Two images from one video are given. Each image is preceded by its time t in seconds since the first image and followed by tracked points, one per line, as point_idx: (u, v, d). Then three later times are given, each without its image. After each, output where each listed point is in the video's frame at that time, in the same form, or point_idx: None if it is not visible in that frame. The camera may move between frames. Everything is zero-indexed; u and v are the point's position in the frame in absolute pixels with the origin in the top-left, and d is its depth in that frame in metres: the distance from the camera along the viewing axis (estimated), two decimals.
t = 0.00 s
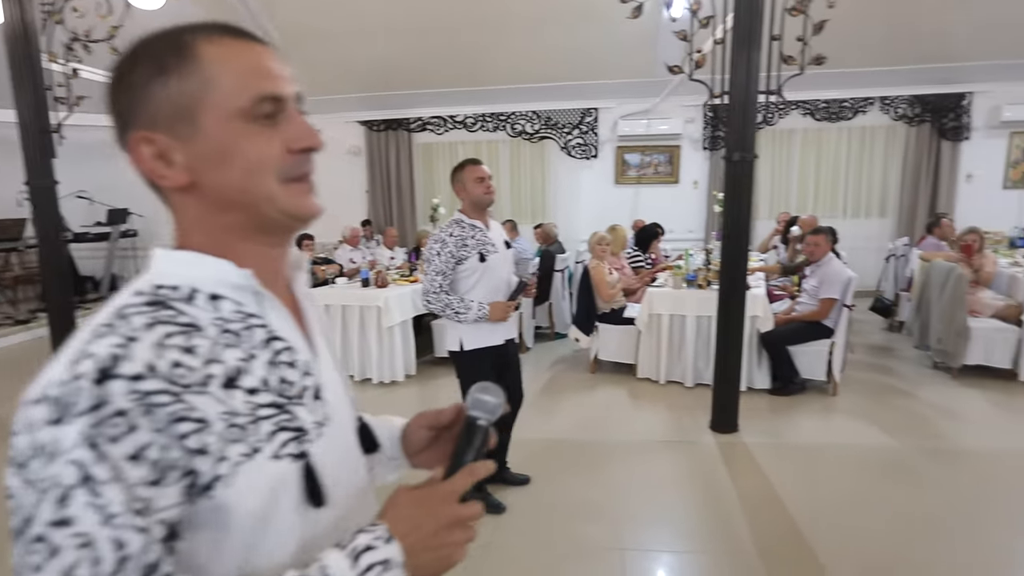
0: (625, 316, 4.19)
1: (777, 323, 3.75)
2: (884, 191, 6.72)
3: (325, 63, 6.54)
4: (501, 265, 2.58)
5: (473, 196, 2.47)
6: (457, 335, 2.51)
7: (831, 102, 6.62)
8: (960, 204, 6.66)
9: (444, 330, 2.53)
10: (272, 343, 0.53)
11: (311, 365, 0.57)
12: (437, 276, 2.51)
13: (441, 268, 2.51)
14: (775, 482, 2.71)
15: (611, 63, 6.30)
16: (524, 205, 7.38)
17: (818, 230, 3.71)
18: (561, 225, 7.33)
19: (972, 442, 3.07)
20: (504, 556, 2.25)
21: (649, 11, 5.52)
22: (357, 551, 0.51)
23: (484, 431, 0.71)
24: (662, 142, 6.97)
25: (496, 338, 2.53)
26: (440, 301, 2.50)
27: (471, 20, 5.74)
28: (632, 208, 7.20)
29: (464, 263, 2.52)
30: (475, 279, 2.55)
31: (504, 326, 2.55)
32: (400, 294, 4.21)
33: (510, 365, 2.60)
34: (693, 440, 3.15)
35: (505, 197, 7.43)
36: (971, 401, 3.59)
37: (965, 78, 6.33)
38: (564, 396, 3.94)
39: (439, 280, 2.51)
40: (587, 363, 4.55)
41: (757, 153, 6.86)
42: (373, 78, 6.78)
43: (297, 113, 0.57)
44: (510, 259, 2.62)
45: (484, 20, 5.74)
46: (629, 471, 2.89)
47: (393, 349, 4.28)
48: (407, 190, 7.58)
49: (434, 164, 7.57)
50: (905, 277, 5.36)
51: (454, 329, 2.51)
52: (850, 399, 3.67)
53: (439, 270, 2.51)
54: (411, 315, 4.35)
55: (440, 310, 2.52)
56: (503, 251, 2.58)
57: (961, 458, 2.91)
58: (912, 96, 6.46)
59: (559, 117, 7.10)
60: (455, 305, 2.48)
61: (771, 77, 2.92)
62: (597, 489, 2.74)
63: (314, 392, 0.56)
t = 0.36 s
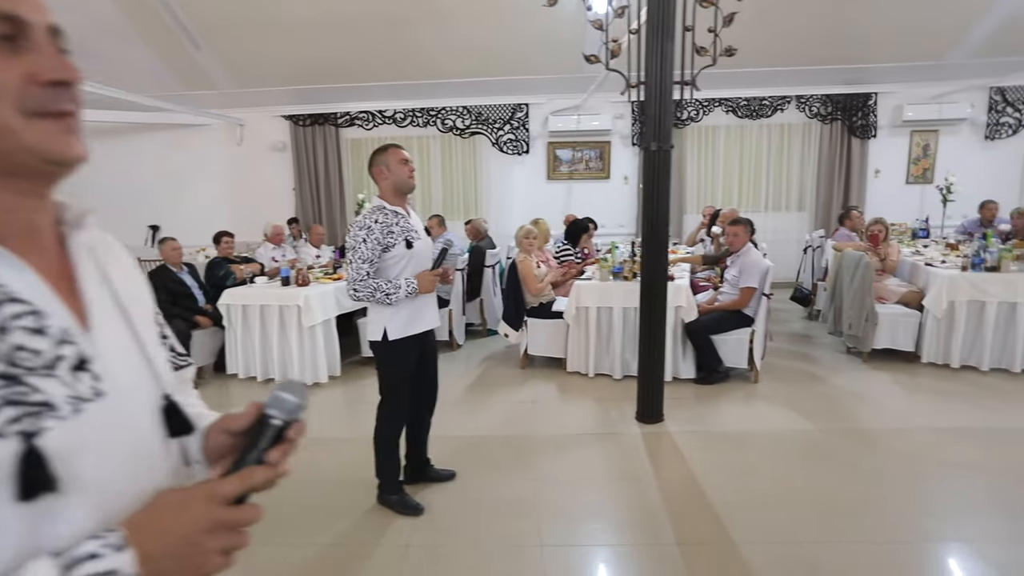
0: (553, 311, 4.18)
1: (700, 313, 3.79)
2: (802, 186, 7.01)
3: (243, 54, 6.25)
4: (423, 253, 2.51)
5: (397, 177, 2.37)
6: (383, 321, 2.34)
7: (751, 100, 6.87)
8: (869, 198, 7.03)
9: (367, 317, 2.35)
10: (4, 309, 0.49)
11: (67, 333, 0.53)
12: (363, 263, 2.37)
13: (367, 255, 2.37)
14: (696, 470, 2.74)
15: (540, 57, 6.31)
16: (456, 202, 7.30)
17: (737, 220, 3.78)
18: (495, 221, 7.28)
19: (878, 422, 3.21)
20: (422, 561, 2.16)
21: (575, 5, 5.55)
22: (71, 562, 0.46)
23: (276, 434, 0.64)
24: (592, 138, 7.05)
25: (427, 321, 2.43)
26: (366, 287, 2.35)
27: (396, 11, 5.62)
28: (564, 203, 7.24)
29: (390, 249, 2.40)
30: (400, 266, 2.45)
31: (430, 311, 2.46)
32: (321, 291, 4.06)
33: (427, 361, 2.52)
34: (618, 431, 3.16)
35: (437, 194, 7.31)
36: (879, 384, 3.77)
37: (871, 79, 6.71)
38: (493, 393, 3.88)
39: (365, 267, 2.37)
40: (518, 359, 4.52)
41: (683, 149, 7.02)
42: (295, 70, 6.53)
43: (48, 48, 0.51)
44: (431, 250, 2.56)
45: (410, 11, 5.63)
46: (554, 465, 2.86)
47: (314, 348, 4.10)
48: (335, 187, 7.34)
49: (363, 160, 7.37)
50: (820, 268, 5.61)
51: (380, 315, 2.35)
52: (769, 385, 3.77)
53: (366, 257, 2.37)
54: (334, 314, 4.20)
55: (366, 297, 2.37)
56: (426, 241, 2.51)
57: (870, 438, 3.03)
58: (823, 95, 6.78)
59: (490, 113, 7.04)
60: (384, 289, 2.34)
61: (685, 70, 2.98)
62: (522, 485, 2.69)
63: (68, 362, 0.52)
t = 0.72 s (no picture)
0: (519, 308, 4.08)
1: (666, 309, 3.71)
2: (772, 183, 7.02)
3: (204, 45, 6.06)
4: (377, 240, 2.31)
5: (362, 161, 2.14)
6: (342, 314, 2.11)
7: (722, 96, 6.85)
8: (839, 195, 7.06)
9: (323, 311, 2.10)
10: None
11: None
12: (322, 251, 2.08)
13: (325, 243, 2.08)
14: (659, 470, 2.66)
15: (510, 51, 6.22)
16: (426, 199, 7.17)
17: (703, 214, 3.71)
18: (466, 217, 7.17)
19: (844, 418, 3.17)
20: (367, 570, 2.04)
21: None
22: None
23: (62, 418, 0.65)
24: (563, 133, 6.98)
25: (388, 312, 2.24)
26: (326, 278, 2.08)
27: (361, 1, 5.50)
28: (536, 200, 7.15)
29: (349, 236, 2.13)
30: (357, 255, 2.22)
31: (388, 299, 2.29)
32: (278, 289, 3.92)
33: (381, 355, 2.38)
34: (580, 431, 3.07)
35: (407, 190, 7.17)
36: (846, 380, 3.73)
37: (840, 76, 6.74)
38: (456, 393, 3.76)
39: (325, 256, 2.08)
40: (484, 358, 4.41)
41: (655, 146, 6.97)
42: (259, 63, 6.36)
43: None
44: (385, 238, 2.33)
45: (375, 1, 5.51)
46: (512, 466, 2.76)
47: (271, 347, 3.96)
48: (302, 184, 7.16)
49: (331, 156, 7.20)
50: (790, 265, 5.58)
51: (339, 307, 2.12)
52: (736, 382, 3.72)
53: (325, 244, 2.07)
54: (292, 313, 4.07)
55: (323, 289, 2.10)
56: (380, 229, 2.28)
57: (835, 435, 2.98)
58: (793, 92, 6.80)
59: (460, 108, 6.93)
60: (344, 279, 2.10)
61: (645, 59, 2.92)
62: (478, 488, 2.58)
63: None
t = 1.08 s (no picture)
0: (474, 305, 3.97)
1: (623, 305, 3.64)
2: (734, 181, 7.04)
3: (148, 33, 5.77)
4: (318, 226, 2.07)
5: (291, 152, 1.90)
6: (276, 309, 1.87)
7: (684, 93, 6.83)
8: (799, 192, 7.11)
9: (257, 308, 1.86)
10: None
11: None
12: (250, 240, 1.84)
13: (254, 231, 1.84)
14: (613, 471, 2.57)
15: (470, 44, 6.09)
16: (386, 195, 6.99)
17: (660, 208, 3.66)
18: (426, 214, 7.02)
19: (800, 413, 3.13)
20: None
21: None
22: None
23: None
24: (525, 129, 6.88)
25: (327, 308, 2.01)
26: (254, 270, 1.84)
27: None
28: (498, 196, 7.04)
29: (282, 224, 1.90)
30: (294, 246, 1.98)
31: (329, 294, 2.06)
32: (219, 285, 3.71)
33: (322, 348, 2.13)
34: (533, 431, 2.97)
35: (366, 187, 6.98)
36: (803, 375, 3.71)
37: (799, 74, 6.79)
38: (408, 393, 3.62)
39: (253, 245, 1.84)
40: (439, 357, 4.28)
41: (618, 142, 6.91)
42: (208, 53, 6.09)
43: None
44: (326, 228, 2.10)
45: None
46: (459, 470, 2.64)
47: (213, 348, 3.77)
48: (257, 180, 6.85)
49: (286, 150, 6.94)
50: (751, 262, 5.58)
51: (271, 302, 1.87)
52: (695, 379, 3.66)
53: (253, 232, 1.84)
54: (237, 311, 3.87)
55: (252, 282, 1.86)
56: (320, 218, 2.04)
57: (791, 430, 2.94)
58: (754, 89, 6.82)
59: (420, 102, 6.77)
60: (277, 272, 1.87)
61: (599, 45, 2.82)
62: (424, 493, 2.45)
63: None
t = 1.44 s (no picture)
0: (418, 308, 3.79)
1: (572, 306, 3.53)
2: (685, 180, 7.05)
3: (68, 19, 5.35)
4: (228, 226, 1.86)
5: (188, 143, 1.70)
6: (168, 320, 1.68)
7: (636, 91, 6.81)
8: (749, 190, 7.18)
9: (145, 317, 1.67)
10: None
11: None
12: (128, 239, 1.64)
13: (136, 229, 1.64)
14: (558, 485, 2.44)
15: (419, 38, 5.89)
16: (332, 193, 6.73)
17: (608, 206, 3.56)
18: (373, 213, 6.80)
19: (750, 415, 3.08)
20: None
21: None
22: None
23: None
24: (477, 126, 6.73)
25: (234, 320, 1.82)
26: (130, 273, 1.64)
27: None
28: (449, 195, 6.86)
29: (173, 223, 1.69)
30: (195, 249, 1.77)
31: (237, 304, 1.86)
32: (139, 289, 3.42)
33: (227, 363, 1.95)
34: (476, 442, 2.82)
35: (311, 185, 6.69)
36: (753, 375, 3.67)
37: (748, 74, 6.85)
38: (348, 403, 3.42)
39: (132, 244, 1.64)
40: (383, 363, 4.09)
41: (571, 140, 6.83)
42: (137, 42, 5.70)
43: None
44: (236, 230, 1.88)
45: None
46: (396, 488, 2.47)
47: (133, 358, 3.48)
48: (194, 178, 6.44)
49: (225, 146, 6.57)
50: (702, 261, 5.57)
51: (162, 313, 1.67)
52: (646, 381, 3.58)
53: (133, 230, 1.63)
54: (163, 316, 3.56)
55: (130, 286, 1.66)
56: (228, 217, 1.83)
57: (740, 434, 2.88)
58: (705, 88, 6.84)
59: (367, 98, 6.53)
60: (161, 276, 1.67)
61: (541, 36, 2.69)
62: (355, 515, 2.27)
63: None
